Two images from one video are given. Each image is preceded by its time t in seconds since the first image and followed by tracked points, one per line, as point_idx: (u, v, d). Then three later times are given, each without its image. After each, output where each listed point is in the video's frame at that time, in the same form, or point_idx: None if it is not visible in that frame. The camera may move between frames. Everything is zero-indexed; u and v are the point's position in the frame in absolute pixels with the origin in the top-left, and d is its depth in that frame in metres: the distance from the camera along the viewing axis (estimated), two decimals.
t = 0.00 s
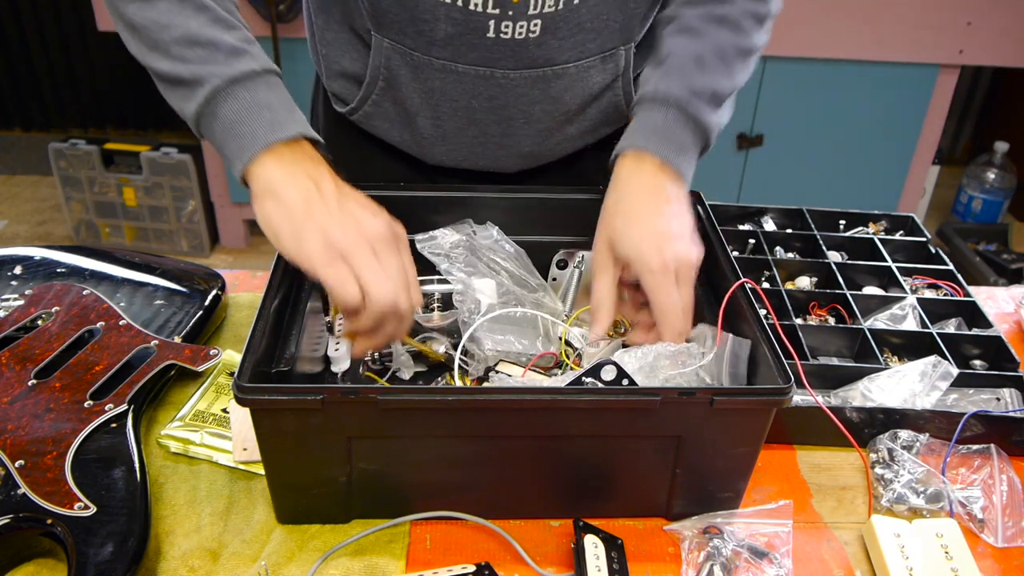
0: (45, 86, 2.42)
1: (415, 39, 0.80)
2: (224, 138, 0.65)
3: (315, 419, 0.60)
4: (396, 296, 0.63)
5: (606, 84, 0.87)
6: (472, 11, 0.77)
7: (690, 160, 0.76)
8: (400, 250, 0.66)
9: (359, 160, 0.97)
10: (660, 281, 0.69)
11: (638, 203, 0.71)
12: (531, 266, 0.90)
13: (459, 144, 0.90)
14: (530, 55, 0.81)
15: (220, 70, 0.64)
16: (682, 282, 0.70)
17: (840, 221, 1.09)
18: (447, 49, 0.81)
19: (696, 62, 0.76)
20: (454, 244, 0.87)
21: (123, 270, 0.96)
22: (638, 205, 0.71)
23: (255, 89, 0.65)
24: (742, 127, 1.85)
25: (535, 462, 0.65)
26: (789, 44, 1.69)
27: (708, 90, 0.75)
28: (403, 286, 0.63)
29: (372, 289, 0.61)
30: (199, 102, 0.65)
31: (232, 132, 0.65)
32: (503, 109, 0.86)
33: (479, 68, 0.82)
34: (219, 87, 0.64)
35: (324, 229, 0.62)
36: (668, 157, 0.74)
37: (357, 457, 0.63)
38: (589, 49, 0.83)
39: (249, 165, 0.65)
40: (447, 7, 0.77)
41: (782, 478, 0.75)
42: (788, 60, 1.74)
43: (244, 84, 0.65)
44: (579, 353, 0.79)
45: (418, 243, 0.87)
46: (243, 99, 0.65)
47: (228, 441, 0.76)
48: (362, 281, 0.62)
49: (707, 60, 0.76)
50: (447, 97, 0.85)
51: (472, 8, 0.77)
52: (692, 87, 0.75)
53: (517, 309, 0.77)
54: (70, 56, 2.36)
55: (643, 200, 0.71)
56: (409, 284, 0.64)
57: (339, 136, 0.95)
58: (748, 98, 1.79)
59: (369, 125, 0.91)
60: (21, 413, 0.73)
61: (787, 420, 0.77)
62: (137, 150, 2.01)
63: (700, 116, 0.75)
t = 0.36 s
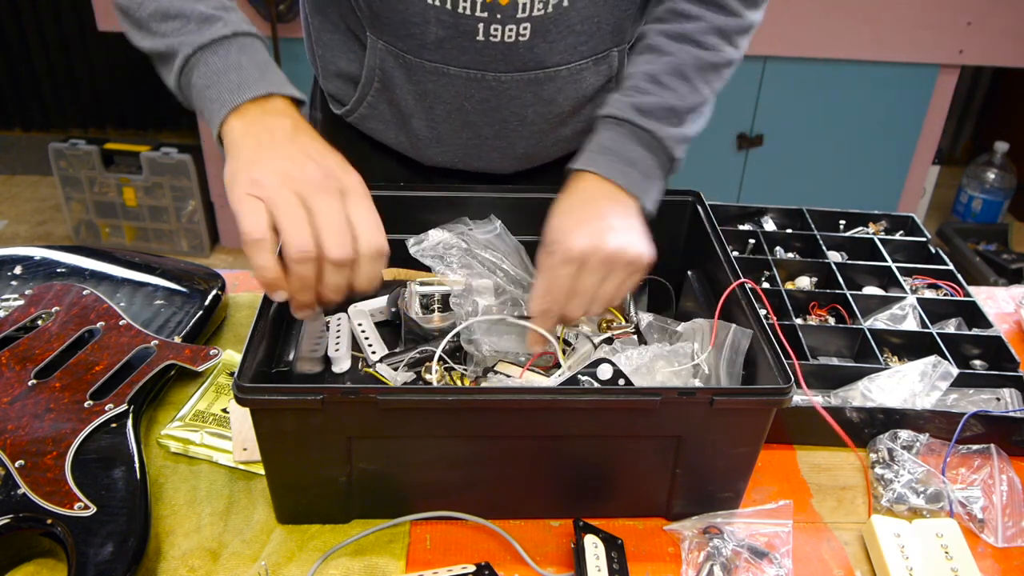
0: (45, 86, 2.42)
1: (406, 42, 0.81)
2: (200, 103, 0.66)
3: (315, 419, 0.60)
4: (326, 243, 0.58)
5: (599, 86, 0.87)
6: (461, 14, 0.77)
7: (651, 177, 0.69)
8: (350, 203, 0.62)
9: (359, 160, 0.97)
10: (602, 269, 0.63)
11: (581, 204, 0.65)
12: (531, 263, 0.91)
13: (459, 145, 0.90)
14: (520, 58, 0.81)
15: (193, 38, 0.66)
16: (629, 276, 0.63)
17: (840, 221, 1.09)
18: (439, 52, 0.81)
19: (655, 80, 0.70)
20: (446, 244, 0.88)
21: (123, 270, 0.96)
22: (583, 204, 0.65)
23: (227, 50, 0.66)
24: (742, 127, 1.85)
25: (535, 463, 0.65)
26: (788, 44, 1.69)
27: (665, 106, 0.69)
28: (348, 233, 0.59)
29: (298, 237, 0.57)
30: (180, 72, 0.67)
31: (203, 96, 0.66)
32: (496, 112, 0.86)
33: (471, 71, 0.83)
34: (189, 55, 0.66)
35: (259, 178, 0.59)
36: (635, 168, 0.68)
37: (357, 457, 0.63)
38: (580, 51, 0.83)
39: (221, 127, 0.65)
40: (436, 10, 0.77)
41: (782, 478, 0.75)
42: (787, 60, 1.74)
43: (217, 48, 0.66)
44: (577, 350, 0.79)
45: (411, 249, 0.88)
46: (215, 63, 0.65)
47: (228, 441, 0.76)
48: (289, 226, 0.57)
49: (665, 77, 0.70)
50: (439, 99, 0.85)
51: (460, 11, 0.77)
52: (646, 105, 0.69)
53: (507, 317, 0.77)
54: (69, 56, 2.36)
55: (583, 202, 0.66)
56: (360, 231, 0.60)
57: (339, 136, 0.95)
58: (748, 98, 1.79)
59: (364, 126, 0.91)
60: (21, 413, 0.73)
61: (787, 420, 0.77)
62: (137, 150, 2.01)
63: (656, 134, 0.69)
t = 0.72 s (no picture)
0: (45, 86, 2.42)
1: (405, 39, 0.81)
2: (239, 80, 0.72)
3: (315, 419, 0.59)
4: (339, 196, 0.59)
5: (596, 80, 0.87)
6: (459, 14, 0.77)
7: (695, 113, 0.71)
8: (347, 137, 0.60)
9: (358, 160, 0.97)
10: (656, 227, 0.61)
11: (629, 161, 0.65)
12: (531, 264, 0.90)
13: (460, 145, 0.90)
14: (518, 55, 0.81)
15: (223, 22, 0.71)
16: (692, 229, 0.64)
17: (840, 221, 1.09)
18: (437, 53, 0.81)
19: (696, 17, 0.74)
20: (446, 243, 0.87)
21: (123, 270, 0.96)
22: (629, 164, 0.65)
23: (251, 27, 0.71)
24: (742, 127, 1.85)
25: (535, 462, 0.65)
26: (788, 44, 1.69)
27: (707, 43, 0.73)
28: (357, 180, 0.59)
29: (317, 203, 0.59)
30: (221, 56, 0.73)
31: (239, 71, 0.71)
32: (494, 112, 0.87)
33: (469, 71, 0.83)
34: (222, 40, 0.72)
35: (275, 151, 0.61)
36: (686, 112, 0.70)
37: (357, 457, 0.63)
38: (578, 49, 0.83)
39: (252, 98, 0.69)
40: (434, 12, 0.77)
41: (782, 478, 0.75)
42: (787, 61, 1.74)
43: (244, 28, 0.71)
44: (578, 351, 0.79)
45: (414, 248, 0.87)
46: (241, 43, 0.70)
47: (228, 441, 0.76)
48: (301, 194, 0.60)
49: (709, 15, 0.74)
50: (437, 99, 0.86)
51: (457, 12, 0.77)
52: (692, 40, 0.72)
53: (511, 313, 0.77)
54: (69, 56, 2.36)
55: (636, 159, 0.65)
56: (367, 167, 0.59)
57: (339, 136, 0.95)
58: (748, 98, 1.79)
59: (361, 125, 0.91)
60: (21, 413, 0.73)
61: (788, 420, 0.77)
62: (137, 150, 2.01)
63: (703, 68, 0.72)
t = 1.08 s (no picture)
0: (46, 86, 2.42)
1: (398, 38, 0.82)
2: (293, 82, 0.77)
3: (315, 419, 0.60)
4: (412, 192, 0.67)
5: (594, 86, 0.87)
6: (449, 12, 0.78)
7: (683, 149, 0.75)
8: (408, 128, 0.68)
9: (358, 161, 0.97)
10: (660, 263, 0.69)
11: (630, 204, 0.71)
12: (531, 263, 0.90)
13: (460, 145, 0.90)
14: (509, 56, 0.82)
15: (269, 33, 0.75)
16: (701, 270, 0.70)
17: (840, 221, 1.09)
18: (429, 51, 0.82)
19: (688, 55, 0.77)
20: (445, 243, 0.88)
21: (123, 270, 0.96)
22: (631, 204, 0.71)
23: (295, 32, 0.74)
24: (742, 127, 1.85)
25: (535, 462, 0.65)
26: (787, 44, 1.69)
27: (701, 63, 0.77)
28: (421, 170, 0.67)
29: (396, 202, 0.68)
30: (272, 62, 0.77)
31: (292, 74, 0.76)
32: (487, 113, 0.87)
33: (461, 71, 0.84)
34: (270, 49, 0.76)
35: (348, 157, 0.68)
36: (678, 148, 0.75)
37: (357, 457, 0.63)
38: (571, 53, 0.83)
39: (312, 99, 0.75)
40: (425, 8, 0.78)
41: (782, 478, 0.75)
42: (787, 61, 1.74)
43: (288, 35, 0.74)
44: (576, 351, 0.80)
45: (414, 247, 0.87)
46: (289, 50, 0.74)
47: (228, 441, 0.76)
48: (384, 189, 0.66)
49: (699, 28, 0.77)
50: (429, 99, 0.87)
51: (449, 9, 0.78)
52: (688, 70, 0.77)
53: (511, 313, 0.77)
54: (69, 56, 2.36)
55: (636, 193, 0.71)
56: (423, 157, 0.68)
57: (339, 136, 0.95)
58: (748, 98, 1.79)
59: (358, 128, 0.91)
60: (21, 413, 0.73)
61: (788, 420, 0.77)
62: (137, 150, 2.01)
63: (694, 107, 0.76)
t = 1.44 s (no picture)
0: (46, 86, 2.43)
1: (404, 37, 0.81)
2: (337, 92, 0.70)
3: (315, 419, 0.60)
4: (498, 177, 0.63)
5: (600, 74, 0.88)
6: (460, 6, 0.77)
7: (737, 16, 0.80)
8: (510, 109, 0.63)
9: (359, 160, 0.97)
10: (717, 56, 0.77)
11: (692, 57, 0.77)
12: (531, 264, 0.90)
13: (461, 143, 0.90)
14: (521, 47, 0.82)
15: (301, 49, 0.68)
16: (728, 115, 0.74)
17: (840, 221, 1.09)
18: (439, 48, 0.81)
19: None
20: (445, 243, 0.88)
21: (123, 270, 0.96)
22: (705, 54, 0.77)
23: (327, 44, 0.67)
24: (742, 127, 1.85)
25: (535, 462, 0.65)
26: (788, 44, 1.69)
27: None
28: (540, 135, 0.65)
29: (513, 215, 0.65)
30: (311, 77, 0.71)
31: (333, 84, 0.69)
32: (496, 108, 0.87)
33: (473, 65, 0.83)
34: (309, 68, 0.70)
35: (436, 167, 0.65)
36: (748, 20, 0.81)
37: (357, 458, 0.63)
38: (582, 39, 0.83)
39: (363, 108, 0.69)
40: (434, 4, 0.77)
41: (782, 478, 0.75)
42: (788, 61, 1.74)
43: (320, 48, 0.67)
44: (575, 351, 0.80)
45: (414, 247, 0.87)
46: (327, 65, 0.67)
47: (228, 441, 0.76)
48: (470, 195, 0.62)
49: None
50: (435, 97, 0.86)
51: (458, 4, 0.77)
52: None
53: (511, 314, 0.77)
54: (70, 57, 2.36)
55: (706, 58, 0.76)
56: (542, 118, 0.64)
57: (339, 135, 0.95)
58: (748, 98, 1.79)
59: (363, 127, 0.89)
60: (21, 413, 0.73)
61: (787, 420, 0.77)
62: (137, 150, 2.01)
63: None
